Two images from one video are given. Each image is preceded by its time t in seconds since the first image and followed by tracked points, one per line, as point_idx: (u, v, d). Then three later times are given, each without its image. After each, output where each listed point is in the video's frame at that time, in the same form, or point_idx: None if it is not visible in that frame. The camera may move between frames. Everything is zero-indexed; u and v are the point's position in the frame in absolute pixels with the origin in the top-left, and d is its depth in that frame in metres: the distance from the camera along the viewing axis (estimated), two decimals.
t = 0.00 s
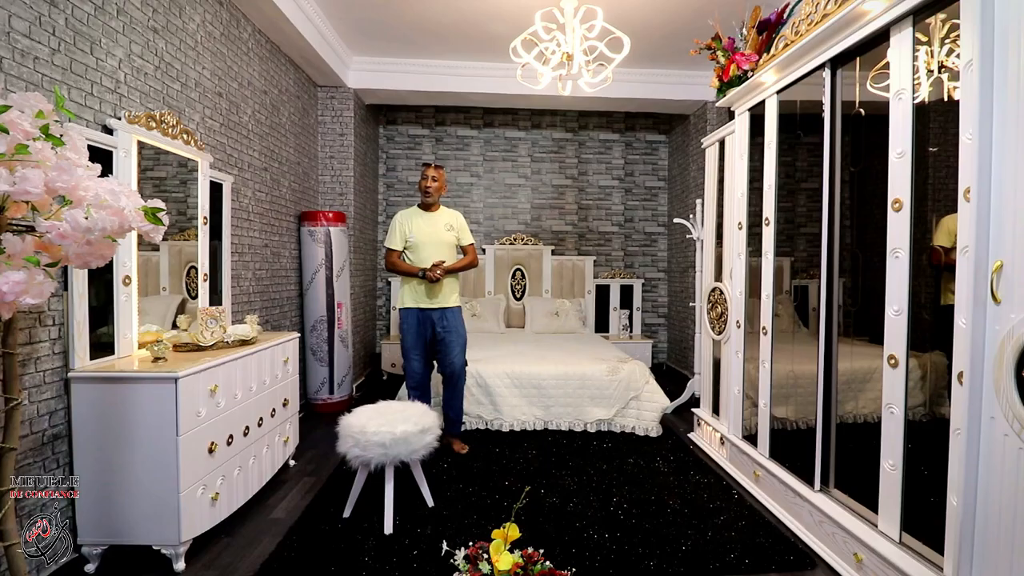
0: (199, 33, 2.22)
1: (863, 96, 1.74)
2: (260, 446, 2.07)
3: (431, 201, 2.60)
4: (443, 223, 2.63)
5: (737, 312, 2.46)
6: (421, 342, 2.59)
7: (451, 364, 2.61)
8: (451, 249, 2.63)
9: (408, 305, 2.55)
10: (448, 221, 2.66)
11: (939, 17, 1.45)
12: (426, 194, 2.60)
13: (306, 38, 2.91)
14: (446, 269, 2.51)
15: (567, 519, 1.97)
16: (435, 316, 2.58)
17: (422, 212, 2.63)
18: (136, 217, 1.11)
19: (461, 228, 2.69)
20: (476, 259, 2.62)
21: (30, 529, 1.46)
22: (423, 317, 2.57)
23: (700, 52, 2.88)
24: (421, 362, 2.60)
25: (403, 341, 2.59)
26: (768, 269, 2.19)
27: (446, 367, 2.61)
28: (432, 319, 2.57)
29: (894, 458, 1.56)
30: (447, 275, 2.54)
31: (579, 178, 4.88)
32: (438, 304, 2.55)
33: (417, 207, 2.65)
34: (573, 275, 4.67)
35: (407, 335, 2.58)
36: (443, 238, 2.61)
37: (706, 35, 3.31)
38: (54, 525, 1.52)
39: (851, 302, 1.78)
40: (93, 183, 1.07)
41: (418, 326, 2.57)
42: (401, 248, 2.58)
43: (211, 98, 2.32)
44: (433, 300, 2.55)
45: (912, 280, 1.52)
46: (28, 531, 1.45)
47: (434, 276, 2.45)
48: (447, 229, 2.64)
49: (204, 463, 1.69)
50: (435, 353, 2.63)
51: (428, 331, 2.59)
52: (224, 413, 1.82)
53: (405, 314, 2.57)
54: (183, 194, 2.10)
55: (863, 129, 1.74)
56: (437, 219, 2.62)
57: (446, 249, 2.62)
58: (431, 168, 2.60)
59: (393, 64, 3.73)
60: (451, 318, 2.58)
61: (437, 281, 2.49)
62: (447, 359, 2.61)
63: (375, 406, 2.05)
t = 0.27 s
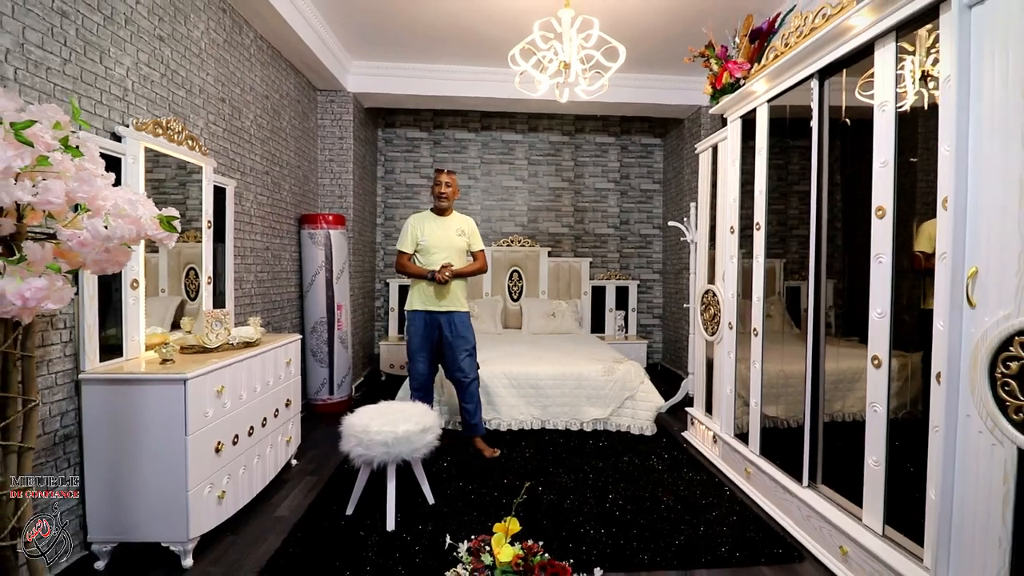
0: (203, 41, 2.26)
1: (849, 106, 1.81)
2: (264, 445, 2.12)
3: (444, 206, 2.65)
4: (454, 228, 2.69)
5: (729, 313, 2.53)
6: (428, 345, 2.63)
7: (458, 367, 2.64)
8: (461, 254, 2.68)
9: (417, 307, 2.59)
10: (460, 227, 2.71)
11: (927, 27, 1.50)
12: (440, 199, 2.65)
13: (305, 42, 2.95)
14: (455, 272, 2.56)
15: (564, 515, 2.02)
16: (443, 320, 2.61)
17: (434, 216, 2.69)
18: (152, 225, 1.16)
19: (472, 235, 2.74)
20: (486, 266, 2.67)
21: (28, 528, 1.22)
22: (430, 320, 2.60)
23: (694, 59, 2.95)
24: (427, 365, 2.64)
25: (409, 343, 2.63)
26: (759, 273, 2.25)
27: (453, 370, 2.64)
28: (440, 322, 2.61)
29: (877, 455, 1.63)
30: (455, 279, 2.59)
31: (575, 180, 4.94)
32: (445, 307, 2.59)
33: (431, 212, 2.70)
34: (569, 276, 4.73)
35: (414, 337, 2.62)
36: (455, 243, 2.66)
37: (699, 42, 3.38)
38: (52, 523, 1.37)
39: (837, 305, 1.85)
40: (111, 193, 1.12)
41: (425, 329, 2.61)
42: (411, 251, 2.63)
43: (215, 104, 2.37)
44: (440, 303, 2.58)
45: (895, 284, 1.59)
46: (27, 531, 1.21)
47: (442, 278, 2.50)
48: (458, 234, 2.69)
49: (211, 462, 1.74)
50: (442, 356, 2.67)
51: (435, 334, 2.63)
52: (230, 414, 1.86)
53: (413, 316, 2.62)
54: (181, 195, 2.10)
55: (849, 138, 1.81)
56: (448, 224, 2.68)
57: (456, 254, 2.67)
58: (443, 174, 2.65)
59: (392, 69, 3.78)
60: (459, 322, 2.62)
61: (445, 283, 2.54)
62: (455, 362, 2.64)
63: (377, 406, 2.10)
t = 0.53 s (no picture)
0: (195, 45, 2.28)
1: (824, 116, 1.89)
2: (257, 445, 2.15)
3: (457, 208, 2.66)
4: (466, 231, 2.70)
5: (713, 313, 2.61)
6: (436, 347, 2.64)
7: (463, 368, 2.65)
8: (472, 257, 2.70)
9: (426, 307, 2.60)
10: (472, 230, 2.73)
11: (900, 39, 1.56)
12: (453, 201, 2.66)
13: (296, 45, 2.97)
14: (467, 274, 2.58)
15: (553, 510, 2.08)
16: (452, 322, 2.62)
17: (446, 218, 2.70)
18: (153, 230, 1.19)
19: (483, 238, 2.76)
20: (496, 269, 2.70)
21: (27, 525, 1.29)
22: (439, 322, 2.62)
23: (679, 65, 3.02)
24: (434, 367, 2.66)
25: (417, 345, 2.64)
26: (741, 274, 2.33)
27: (459, 372, 2.66)
28: (449, 325, 2.63)
29: (851, 448, 1.71)
30: (467, 281, 2.61)
31: (564, 182, 5.01)
32: (456, 309, 2.60)
33: (442, 213, 2.70)
34: (558, 276, 4.79)
35: (423, 340, 2.63)
36: (466, 246, 2.68)
37: (685, 48, 3.46)
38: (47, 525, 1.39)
39: (814, 305, 1.93)
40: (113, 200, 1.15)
41: (434, 332, 2.62)
42: (423, 252, 2.63)
43: (207, 107, 2.39)
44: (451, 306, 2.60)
45: (866, 285, 1.67)
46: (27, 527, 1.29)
47: (456, 280, 2.52)
48: (470, 237, 2.71)
49: (206, 461, 1.76)
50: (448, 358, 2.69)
51: (443, 337, 2.65)
52: (224, 414, 1.89)
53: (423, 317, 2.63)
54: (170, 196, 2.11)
55: (825, 146, 1.89)
56: (460, 227, 2.69)
57: (467, 256, 2.68)
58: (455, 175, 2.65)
59: (382, 71, 3.81)
60: (468, 325, 2.64)
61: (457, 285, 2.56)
62: (461, 363, 2.66)
63: (369, 405, 2.14)
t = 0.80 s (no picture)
0: (174, 44, 2.26)
1: (793, 123, 1.97)
2: (238, 446, 2.14)
3: (457, 209, 2.65)
4: (465, 233, 2.70)
5: (690, 313, 2.68)
6: (436, 348, 2.60)
7: (459, 368, 2.67)
8: (471, 258, 2.70)
9: (428, 309, 2.55)
10: (469, 231, 2.73)
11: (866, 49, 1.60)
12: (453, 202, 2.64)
13: (276, 45, 2.95)
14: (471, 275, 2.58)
15: (535, 507, 2.12)
16: (452, 322, 2.62)
17: (446, 219, 2.68)
18: (134, 233, 1.19)
19: (479, 239, 2.77)
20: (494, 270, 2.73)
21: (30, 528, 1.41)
22: (439, 323, 2.59)
23: (658, 71, 3.09)
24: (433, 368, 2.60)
25: (417, 346, 2.57)
26: (717, 275, 2.41)
27: (454, 372, 2.67)
28: (449, 325, 2.62)
29: (819, 442, 1.78)
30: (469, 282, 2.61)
31: (546, 183, 5.06)
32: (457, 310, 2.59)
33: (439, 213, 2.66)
34: (540, 277, 4.84)
35: (423, 341, 2.57)
36: (465, 247, 2.68)
37: (663, 54, 3.53)
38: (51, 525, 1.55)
39: (784, 305, 2.01)
40: (94, 202, 1.15)
41: (434, 333, 2.58)
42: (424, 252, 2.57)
43: (186, 107, 2.36)
44: (454, 305, 2.57)
45: (832, 286, 1.75)
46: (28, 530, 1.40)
47: (462, 280, 2.50)
48: (468, 238, 2.71)
49: (187, 463, 1.76)
50: (444, 359, 2.67)
51: (442, 338, 2.62)
52: (205, 416, 1.88)
53: (423, 318, 2.57)
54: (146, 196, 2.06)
55: (794, 152, 1.97)
56: (460, 228, 2.69)
57: (467, 257, 2.69)
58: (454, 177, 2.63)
59: (364, 71, 3.80)
60: (467, 325, 2.66)
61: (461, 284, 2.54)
62: (455, 363, 2.68)
63: (352, 406, 2.15)
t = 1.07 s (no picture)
0: (155, 44, 2.24)
1: (771, 125, 2.02)
2: (224, 449, 2.13)
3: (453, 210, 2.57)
4: (461, 234, 2.63)
5: (674, 312, 2.73)
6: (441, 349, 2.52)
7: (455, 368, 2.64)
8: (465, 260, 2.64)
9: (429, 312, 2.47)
10: (463, 231, 2.66)
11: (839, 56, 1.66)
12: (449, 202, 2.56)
13: (260, 45, 2.94)
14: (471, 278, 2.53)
15: (523, 504, 2.15)
16: (450, 324, 2.56)
17: (442, 220, 2.59)
18: (119, 236, 1.20)
19: (471, 239, 2.72)
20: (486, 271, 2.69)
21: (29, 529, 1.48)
22: (440, 324, 2.52)
23: (641, 73, 3.14)
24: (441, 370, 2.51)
25: (425, 348, 2.46)
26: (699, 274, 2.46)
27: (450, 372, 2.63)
28: (449, 326, 2.57)
29: (797, 435, 1.84)
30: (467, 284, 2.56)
31: (532, 184, 5.09)
32: (454, 312, 2.54)
33: (436, 213, 2.57)
34: (526, 277, 4.87)
35: (432, 342, 2.48)
36: (461, 248, 2.61)
37: (646, 56, 3.59)
38: (54, 526, 1.57)
39: (763, 303, 2.06)
40: (78, 205, 1.15)
41: (439, 334, 2.50)
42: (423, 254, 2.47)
43: (168, 107, 2.34)
44: (452, 308, 2.53)
45: (809, 284, 1.80)
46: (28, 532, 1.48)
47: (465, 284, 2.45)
48: (463, 240, 2.64)
49: (172, 466, 1.75)
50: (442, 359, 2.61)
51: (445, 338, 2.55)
52: (190, 418, 1.87)
53: (424, 319, 2.48)
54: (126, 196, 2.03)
55: (771, 154, 2.02)
56: (456, 230, 2.61)
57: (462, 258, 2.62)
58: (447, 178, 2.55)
59: (349, 72, 3.79)
60: (463, 327, 2.62)
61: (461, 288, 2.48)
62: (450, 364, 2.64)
63: (339, 407, 2.15)
